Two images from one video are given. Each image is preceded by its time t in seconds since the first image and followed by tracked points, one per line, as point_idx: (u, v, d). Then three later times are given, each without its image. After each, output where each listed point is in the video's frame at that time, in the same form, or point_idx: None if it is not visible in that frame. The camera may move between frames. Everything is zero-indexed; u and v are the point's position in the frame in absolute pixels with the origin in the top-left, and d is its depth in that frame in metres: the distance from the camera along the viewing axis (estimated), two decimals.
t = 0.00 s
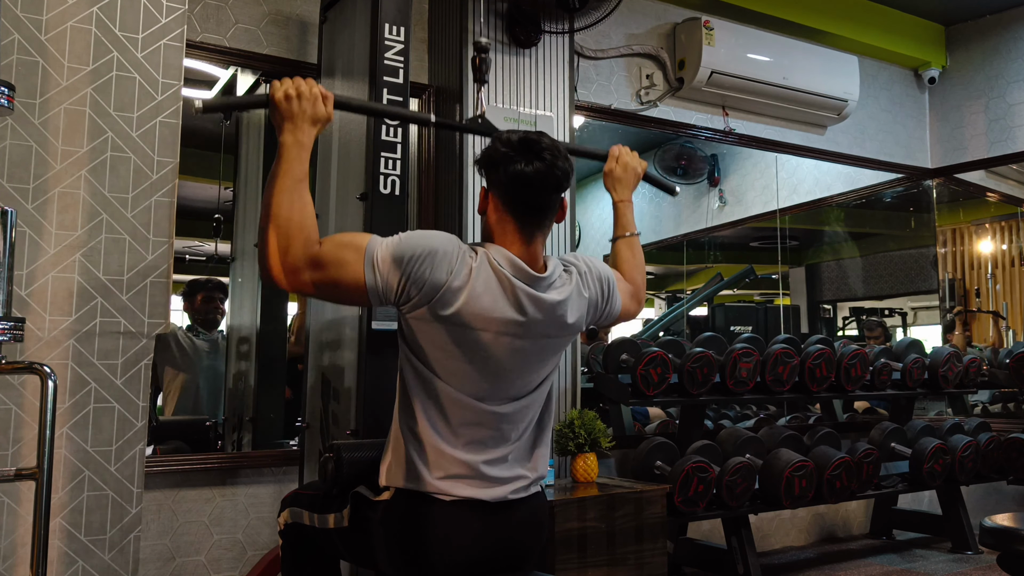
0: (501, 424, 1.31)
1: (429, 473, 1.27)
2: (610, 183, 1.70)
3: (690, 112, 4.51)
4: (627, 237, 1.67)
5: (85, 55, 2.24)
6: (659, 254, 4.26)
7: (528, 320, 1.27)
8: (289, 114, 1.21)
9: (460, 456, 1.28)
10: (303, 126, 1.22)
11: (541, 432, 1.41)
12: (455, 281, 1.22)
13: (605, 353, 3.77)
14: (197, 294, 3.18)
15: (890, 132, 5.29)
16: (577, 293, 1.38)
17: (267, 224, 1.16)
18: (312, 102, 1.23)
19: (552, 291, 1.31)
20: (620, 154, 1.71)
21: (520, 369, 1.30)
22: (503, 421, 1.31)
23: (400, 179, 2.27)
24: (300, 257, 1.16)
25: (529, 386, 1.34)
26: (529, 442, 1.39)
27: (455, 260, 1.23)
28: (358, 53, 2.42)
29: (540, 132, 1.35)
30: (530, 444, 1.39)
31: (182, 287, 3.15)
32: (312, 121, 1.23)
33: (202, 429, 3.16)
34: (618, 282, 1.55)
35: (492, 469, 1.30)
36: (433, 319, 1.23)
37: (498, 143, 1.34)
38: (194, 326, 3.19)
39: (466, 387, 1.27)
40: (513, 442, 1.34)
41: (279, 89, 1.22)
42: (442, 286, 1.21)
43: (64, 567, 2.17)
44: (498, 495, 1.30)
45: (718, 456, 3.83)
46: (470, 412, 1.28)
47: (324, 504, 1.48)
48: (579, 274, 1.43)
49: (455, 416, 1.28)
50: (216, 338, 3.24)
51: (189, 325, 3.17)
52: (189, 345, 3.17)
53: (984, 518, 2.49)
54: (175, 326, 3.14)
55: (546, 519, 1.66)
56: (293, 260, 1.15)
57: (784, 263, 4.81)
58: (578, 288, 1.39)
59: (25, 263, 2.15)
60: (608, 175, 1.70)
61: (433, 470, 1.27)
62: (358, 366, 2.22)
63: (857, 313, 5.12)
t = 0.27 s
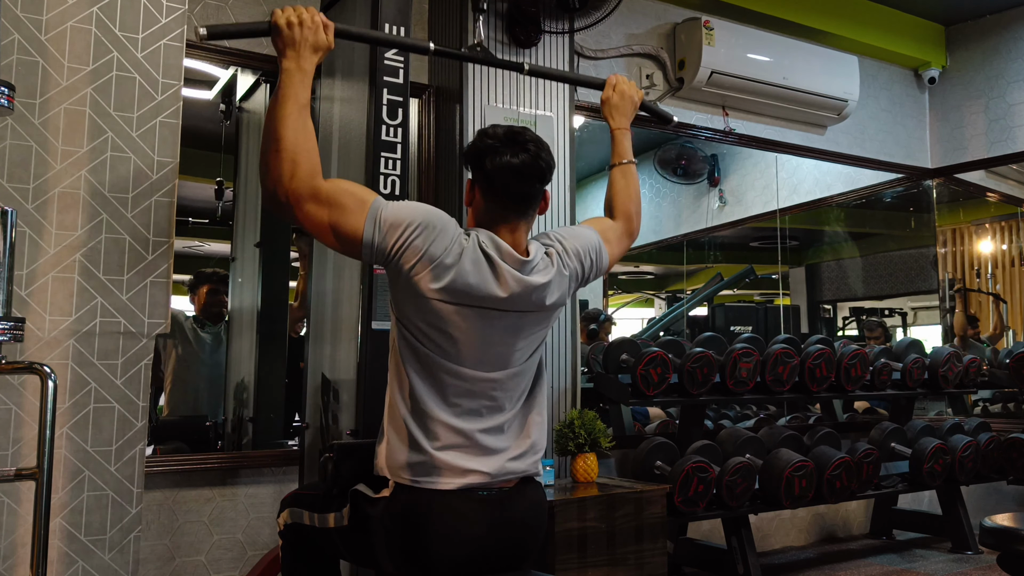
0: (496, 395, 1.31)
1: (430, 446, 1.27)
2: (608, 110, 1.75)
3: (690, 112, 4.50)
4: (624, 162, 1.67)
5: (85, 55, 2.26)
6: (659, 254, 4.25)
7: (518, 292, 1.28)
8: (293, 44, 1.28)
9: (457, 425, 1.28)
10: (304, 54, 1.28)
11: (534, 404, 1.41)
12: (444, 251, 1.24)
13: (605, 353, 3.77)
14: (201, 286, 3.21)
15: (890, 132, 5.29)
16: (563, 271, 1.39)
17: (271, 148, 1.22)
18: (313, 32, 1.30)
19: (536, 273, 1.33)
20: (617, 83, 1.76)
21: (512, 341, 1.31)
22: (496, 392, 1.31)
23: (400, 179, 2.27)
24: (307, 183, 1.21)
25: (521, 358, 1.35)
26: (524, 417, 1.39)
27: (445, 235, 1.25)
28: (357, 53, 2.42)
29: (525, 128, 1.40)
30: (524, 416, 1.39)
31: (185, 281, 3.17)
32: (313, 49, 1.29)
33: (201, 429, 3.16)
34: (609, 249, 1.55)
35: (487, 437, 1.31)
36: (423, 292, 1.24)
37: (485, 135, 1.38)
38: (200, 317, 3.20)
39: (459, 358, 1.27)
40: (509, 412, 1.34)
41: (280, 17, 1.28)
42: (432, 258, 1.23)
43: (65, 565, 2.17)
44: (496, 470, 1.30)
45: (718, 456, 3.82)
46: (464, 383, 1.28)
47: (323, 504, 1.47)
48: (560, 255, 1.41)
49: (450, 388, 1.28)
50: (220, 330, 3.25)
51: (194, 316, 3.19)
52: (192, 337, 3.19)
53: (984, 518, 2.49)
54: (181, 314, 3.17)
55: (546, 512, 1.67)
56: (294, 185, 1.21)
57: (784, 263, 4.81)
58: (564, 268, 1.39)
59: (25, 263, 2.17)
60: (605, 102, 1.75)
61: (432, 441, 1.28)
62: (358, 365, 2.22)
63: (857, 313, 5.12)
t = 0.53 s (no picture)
0: (491, 376, 1.31)
1: (426, 429, 1.27)
2: (606, 70, 1.76)
3: (690, 112, 4.51)
4: (616, 121, 1.68)
5: (85, 55, 2.33)
6: (659, 254, 4.24)
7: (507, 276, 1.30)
8: None
9: (451, 408, 1.28)
10: (309, 7, 1.27)
11: (526, 390, 1.42)
12: (437, 236, 1.26)
13: (605, 353, 3.77)
14: (206, 283, 3.24)
15: (890, 132, 5.29)
16: (549, 258, 1.40)
17: (280, 100, 1.21)
18: None
19: (521, 259, 1.35)
20: (615, 44, 1.78)
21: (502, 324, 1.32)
22: (490, 374, 1.31)
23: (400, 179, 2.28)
24: (317, 141, 1.21)
25: (512, 342, 1.35)
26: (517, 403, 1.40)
27: (437, 222, 1.28)
28: (358, 53, 2.41)
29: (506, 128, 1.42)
30: (517, 403, 1.40)
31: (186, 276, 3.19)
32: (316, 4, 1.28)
33: (202, 429, 3.16)
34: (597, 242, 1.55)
35: (482, 420, 1.31)
36: (415, 273, 1.25)
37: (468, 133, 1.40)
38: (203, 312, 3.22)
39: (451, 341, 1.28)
40: (504, 396, 1.34)
41: None
42: (425, 242, 1.25)
43: (64, 566, 2.23)
44: (491, 454, 1.31)
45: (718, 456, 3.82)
46: (457, 365, 1.28)
47: (323, 504, 1.48)
48: (546, 241, 1.42)
49: (444, 370, 1.28)
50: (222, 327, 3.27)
51: (197, 311, 3.20)
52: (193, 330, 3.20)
53: (984, 518, 2.49)
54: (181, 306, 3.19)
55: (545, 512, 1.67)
56: (304, 141, 1.21)
57: (784, 263, 4.81)
58: (548, 255, 1.41)
59: (25, 263, 2.23)
60: (603, 61, 1.76)
61: (427, 424, 1.28)
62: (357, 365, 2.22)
63: (857, 313, 5.12)
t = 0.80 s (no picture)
0: (491, 370, 1.31)
1: (426, 423, 1.27)
2: (604, 53, 1.77)
3: (690, 112, 4.51)
4: (612, 105, 1.69)
5: (85, 54, 2.32)
6: (659, 254, 4.24)
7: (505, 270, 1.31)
8: None
9: (452, 401, 1.28)
10: None
11: (525, 385, 1.42)
12: (438, 229, 1.27)
13: (605, 353, 3.77)
14: (207, 281, 3.22)
15: (890, 132, 5.29)
16: (546, 253, 1.41)
17: (288, 80, 1.23)
18: None
19: (519, 253, 1.35)
20: (613, 28, 1.79)
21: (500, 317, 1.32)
22: (490, 367, 1.31)
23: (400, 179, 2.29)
24: (325, 119, 1.22)
25: (512, 336, 1.35)
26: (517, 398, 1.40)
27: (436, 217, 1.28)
28: (358, 53, 2.42)
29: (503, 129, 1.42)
30: (517, 398, 1.40)
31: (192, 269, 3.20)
32: None
33: (202, 429, 3.16)
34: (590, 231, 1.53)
35: (482, 414, 1.30)
36: (415, 265, 1.26)
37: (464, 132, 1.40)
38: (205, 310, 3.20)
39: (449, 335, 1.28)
40: (504, 391, 1.34)
41: None
42: (423, 233, 1.26)
43: (64, 565, 2.22)
44: (491, 449, 1.31)
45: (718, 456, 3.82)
46: (457, 358, 1.28)
47: (323, 504, 1.48)
48: (544, 236, 1.43)
49: (444, 363, 1.28)
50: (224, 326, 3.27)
51: (199, 310, 3.18)
52: (195, 329, 3.19)
53: (984, 518, 2.49)
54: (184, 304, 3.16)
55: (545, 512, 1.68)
56: (311, 122, 1.22)
57: (784, 263, 4.81)
58: (546, 250, 1.41)
59: (25, 263, 2.24)
60: (602, 45, 1.77)
61: (428, 418, 1.28)
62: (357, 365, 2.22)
63: (857, 313, 5.12)
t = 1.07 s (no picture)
0: (494, 376, 1.31)
1: (429, 430, 1.27)
2: (604, 62, 1.74)
3: (690, 112, 4.51)
4: (615, 114, 1.68)
5: (85, 55, 2.32)
6: (659, 254, 4.24)
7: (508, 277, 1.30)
8: None
9: (455, 408, 1.28)
10: None
11: (529, 391, 1.42)
12: (440, 233, 1.26)
13: (605, 354, 3.77)
14: (206, 283, 3.22)
15: (890, 132, 5.29)
16: (554, 257, 1.40)
17: (282, 91, 1.22)
18: None
19: (526, 256, 1.35)
20: (614, 36, 1.76)
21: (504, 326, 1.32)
22: (494, 373, 1.31)
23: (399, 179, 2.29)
24: (317, 130, 1.22)
25: (517, 342, 1.35)
26: (521, 403, 1.40)
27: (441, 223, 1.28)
28: (358, 53, 2.42)
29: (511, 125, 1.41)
30: (520, 403, 1.40)
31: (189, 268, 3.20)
32: None
33: (202, 429, 3.16)
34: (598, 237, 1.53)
35: (485, 421, 1.30)
36: (418, 271, 1.25)
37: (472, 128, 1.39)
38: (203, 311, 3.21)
39: (451, 342, 1.28)
40: (508, 397, 1.34)
41: None
42: (427, 237, 1.25)
43: (65, 565, 2.22)
44: (494, 455, 1.30)
45: (718, 456, 3.82)
46: (461, 365, 1.28)
47: (322, 503, 1.47)
48: (551, 241, 1.42)
49: (447, 370, 1.28)
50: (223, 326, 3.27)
51: (197, 312, 3.19)
52: (195, 331, 3.20)
53: (984, 518, 2.49)
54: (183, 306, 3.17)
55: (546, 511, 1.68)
56: (305, 134, 1.21)
57: (784, 263, 4.81)
58: (554, 254, 1.41)
59: (25, 263, 2.23)
60: (602, 53, 1.74)
61: (430, 425, 1.28)
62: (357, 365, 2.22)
63: (857, 313, 5.12)
